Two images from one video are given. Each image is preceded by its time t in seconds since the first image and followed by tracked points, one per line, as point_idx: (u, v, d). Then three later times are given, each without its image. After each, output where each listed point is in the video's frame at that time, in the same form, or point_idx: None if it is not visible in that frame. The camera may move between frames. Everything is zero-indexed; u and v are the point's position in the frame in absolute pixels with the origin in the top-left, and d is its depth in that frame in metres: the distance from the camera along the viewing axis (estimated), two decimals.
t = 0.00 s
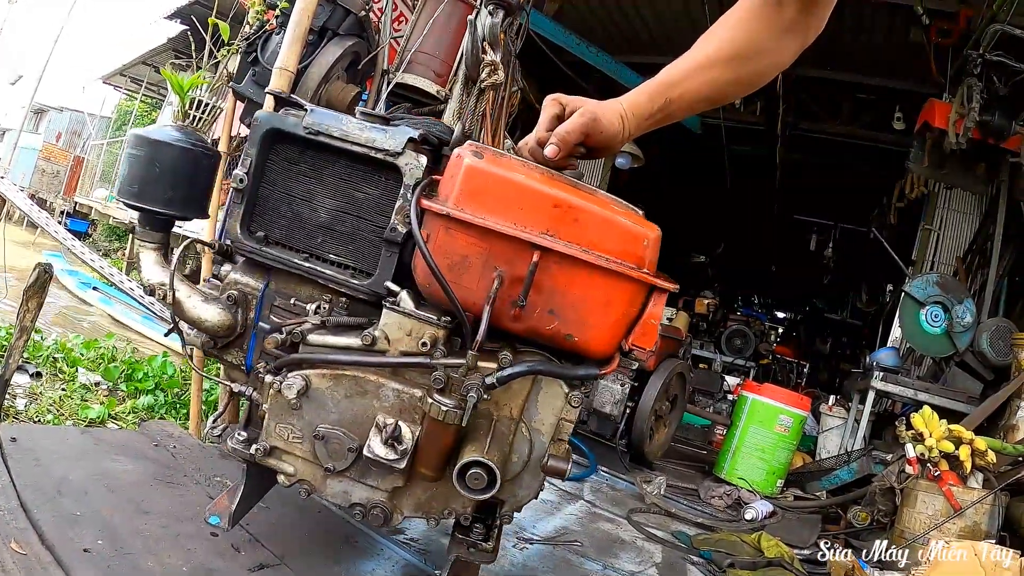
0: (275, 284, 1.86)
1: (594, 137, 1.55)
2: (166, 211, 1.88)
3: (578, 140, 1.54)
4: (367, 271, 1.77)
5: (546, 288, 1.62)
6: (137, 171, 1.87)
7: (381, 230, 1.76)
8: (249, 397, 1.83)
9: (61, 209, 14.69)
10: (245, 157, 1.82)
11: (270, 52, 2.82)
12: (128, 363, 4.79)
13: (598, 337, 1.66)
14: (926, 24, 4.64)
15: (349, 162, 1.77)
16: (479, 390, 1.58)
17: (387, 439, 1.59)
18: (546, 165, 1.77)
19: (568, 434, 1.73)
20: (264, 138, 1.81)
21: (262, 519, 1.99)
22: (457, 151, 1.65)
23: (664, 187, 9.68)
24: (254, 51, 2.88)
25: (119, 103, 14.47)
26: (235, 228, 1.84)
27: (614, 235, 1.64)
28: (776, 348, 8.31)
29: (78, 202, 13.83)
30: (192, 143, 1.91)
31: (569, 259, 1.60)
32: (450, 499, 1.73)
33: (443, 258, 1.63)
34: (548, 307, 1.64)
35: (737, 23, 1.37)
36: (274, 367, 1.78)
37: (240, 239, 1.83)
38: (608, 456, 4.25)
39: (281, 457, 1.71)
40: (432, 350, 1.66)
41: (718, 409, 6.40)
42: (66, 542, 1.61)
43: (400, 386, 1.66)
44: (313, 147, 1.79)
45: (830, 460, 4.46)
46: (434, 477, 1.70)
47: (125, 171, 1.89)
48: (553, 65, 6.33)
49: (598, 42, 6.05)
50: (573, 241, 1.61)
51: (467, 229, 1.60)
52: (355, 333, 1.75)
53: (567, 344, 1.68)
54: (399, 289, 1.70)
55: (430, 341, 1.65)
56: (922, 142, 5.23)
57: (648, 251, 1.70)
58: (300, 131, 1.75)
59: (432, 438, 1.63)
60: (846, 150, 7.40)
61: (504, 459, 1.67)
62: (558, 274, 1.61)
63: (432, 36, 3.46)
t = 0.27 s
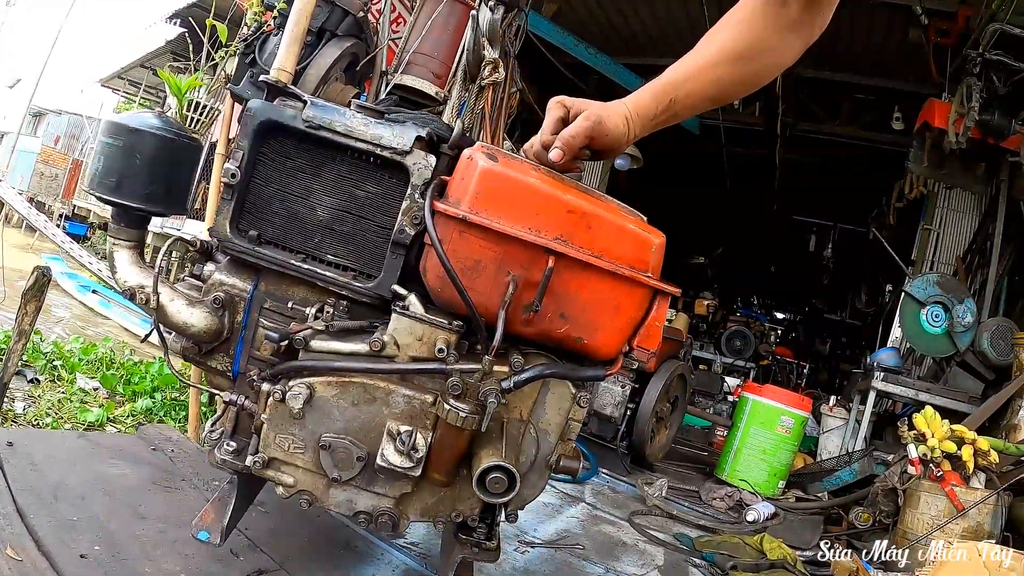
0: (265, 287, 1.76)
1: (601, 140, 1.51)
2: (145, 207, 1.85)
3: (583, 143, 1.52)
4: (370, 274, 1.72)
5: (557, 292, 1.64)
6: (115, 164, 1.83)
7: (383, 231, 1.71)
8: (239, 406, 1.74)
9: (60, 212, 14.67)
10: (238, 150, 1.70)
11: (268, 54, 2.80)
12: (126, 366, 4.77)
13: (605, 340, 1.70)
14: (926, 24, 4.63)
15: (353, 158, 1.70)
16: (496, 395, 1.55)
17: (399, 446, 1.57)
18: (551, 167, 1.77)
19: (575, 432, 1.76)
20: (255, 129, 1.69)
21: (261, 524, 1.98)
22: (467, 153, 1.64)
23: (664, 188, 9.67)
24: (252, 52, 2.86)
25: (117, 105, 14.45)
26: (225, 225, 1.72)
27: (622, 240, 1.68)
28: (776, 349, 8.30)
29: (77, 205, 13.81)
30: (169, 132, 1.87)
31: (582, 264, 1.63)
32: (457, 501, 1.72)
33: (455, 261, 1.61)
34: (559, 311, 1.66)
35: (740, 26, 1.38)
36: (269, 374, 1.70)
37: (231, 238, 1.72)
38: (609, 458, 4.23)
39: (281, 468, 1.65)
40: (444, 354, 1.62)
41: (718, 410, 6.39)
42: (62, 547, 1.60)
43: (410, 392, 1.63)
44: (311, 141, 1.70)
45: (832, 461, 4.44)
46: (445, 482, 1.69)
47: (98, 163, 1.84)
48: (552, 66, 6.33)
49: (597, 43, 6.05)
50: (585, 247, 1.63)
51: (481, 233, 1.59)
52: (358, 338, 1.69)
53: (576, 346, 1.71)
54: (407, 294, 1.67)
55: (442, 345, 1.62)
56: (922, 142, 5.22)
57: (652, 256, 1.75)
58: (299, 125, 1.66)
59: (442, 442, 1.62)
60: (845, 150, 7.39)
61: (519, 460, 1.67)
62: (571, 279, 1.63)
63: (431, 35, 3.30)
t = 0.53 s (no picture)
0: (261, 290, 1.73)
1: (599, 147, 1.57)
2: (135, 209, 1.65)
3: (581, 152, 1.57)
4: (375, 277, 1.74)
5: (566, 298, 1.66)
6: (103, 159, 1.61)
7: (389, 234, 1.73)
8: (236, 414, 1.66)
9: (58, 216, 14.65)
10: (238, 147, 1.64)
11: (266, 57, 2.80)
12: (125, 369, 4.77)
13: (609, 344, 1.74)
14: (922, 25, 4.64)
15: (360, 161, 1.70)
16: (510, 398, 1.56)
17: (415, 451, 1.56)
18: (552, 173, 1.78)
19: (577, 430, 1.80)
20: (257, 127, 1.64)
21: (259, 526, 1.98)
22: (479, 160, 1.64)
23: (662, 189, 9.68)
24: (250, 56, 2.87)
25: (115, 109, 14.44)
26: (223, 226, 1.66)
27: (627, 249, 1.71)
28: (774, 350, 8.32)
29: (75, 209, 13.79)
30: (163, 125, 1.67)
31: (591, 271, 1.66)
32: (463, 500, 1.74)
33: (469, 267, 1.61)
34: (567, 316, 1.69)
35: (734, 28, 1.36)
36: (273, 383, 1.66)
37: (229, 240, 1.66)
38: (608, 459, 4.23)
39: (287, 477, 1.60)
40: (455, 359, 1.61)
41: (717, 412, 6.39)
42: (61, 549, 1.60)
43: (422, 396, 1.63)
44: (316, 141, 1.68)
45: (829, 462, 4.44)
46: (456, 483, 1.70)
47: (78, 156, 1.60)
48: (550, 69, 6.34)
49: (594, 45, 6.06)
50: (593, 255, 1.67)
51: (495, 240, 1.60)
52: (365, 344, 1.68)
53: (580, 349, 1.75)
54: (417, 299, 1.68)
55: (456, 350, 1.62)
56: (918, 143, 5.23)
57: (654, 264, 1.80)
58: (305, 124, 1.63)
59: (456, 447, 1.62)
60: (843, 151, 7.40)
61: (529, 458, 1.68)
62: (579, 285, 1.66)
63: (428, 37, 3.24)
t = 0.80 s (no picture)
0: (267, 294, 1.65)
1: (603, 156, 1.62)
2: (138, 208, 1.56)
3: (584, 160, 1.63)
4: (388, 282, 1.68)
5: (573, 301, 1.74)
6: (105, 156, 1.52)
7: (403, 238, 1.67)
8: (247, 424, 1.65)
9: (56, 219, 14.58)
10: (250, 146, 1.52)
11: (265, 59, 2.80)
12: (125, 372, 4.77)
13: (609, 342, 1.84)
14: (921, 24, 4.65)
15: (375, 163, 1.62)
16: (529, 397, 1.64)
17: (439, 454, 1.56)
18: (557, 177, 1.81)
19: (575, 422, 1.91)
20: (271, 125, 1.52)
21: (260, 528, 1.98)
22: (494, 167, 1.63)
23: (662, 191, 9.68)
24: (249, 57, 2.87)
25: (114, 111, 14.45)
26: (233, 229, 1.54)
27: (626, 253, 1.81)
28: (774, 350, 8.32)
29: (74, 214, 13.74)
30: (165, 117, 1.59)
31: (598, 277, 1.74)
32: (473, 497, 1.77)
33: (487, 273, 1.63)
34: (573, 317, 1.77)
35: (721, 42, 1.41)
36: (286, 391, 1.63)
37: (239, 244, 1.55)
38: (608, 459, 4.23)
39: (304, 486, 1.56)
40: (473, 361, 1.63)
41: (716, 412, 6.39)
42: (62, 551, 1.60)
43: (440, 399, 1.63)
44: (330, 140, 1.58)
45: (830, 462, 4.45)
46: (469, 480, 1.73)
47: (80, 155, 1.51)
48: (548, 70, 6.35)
49: (593, 46, 6.07)
50: (600, 261, 1.75)
51: (512, 247, 1.62)
52: (381, 349, 1.64)
53: (581, 348, 1.84)
54: (433, 303, 1.68)
55: (476, 354, 1.62)
56: (917, 142, 5.23)
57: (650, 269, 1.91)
58: (323, 124, 1.54)
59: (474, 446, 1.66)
60: (841, 151, 7.41)
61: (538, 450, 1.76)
62: (586, 289, 1.74)
63: (426, 39, 3.25)
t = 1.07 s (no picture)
0: (275, 299, 1.61)
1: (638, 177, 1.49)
2: (145, 211, 1.50)
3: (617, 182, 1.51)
4: (404, 285, 1.70)
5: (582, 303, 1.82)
6: (109, 155, 1.45)
7: (418, 242, 1.69)
8: (261, 436, 1.61)
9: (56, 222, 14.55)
10: (266, 145, 1.47)
11: (265, 60, 2.79)
12: (125, 375, 4.75)
13: (611, 341, 1.94)
14: (920, 23, 4.64)
15: (392, 165, 1.61)
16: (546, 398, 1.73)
17: (462, 456, 1.59)
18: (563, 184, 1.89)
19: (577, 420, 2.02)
20: (288, 122, 1.47)
21: (262, 532, 1.97)
22: (511, 171, 1.69)
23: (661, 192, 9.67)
24: (248, 58, 2.86)
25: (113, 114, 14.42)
26: (245, 233, 1.49)
27: (628, 255, 1.91)
28: (775, 350, 8.31)
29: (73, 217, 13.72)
30: (171, 111, 1.52)
31: (605, 279, 1.84)
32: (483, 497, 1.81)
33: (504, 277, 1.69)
34: (581, 318, 1.85)
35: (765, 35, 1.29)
36: (303, 401, 1.58)
37: (252, 248, 1.50)
38: (610, 461, 4.20)
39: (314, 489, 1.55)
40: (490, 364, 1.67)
41: (718, 413, 6.38)
42: (60, 556, 1.58)
43: (458, 402, 1.66)
44: (346, 140, 1.56)
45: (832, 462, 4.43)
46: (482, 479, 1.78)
47: (82, 152, 1.44)
48: (548, 71, 6.35)
49: (592, 47, 6.06)
50: (606, 264, 1.85)
51: (529, 251, 1.69)
52: (399, 355, 1.65)
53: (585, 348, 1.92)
54: (449, 306, 1.71)
55: (494, 356, 1.66)
56: (918, 141, 5.22)
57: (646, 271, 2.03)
58: (343, 124, 1.51)
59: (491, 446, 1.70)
60: (842, 151, 7.40)
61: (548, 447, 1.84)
62: (594, 290, 1.83)
63: (427, 40, 3.21)
